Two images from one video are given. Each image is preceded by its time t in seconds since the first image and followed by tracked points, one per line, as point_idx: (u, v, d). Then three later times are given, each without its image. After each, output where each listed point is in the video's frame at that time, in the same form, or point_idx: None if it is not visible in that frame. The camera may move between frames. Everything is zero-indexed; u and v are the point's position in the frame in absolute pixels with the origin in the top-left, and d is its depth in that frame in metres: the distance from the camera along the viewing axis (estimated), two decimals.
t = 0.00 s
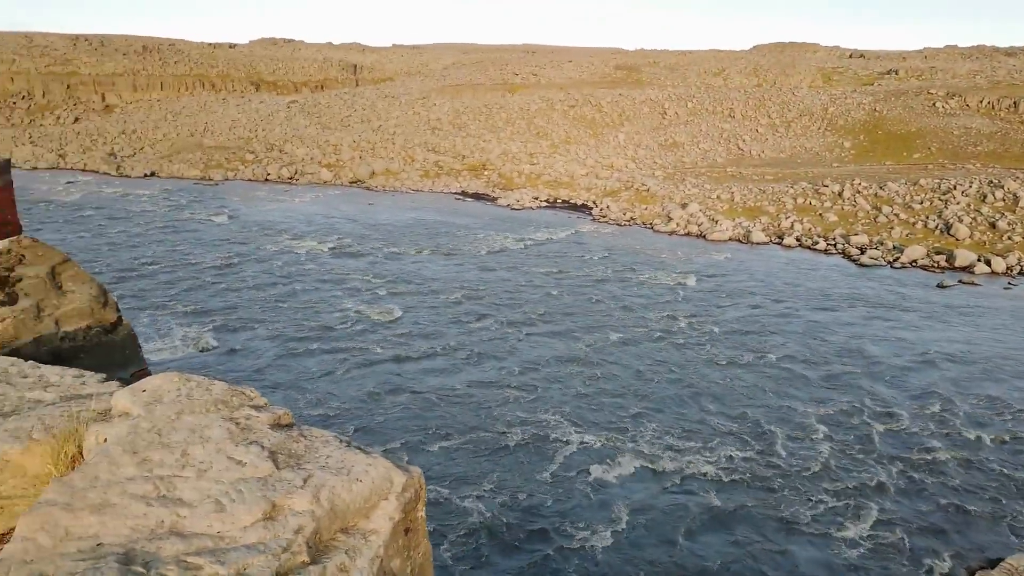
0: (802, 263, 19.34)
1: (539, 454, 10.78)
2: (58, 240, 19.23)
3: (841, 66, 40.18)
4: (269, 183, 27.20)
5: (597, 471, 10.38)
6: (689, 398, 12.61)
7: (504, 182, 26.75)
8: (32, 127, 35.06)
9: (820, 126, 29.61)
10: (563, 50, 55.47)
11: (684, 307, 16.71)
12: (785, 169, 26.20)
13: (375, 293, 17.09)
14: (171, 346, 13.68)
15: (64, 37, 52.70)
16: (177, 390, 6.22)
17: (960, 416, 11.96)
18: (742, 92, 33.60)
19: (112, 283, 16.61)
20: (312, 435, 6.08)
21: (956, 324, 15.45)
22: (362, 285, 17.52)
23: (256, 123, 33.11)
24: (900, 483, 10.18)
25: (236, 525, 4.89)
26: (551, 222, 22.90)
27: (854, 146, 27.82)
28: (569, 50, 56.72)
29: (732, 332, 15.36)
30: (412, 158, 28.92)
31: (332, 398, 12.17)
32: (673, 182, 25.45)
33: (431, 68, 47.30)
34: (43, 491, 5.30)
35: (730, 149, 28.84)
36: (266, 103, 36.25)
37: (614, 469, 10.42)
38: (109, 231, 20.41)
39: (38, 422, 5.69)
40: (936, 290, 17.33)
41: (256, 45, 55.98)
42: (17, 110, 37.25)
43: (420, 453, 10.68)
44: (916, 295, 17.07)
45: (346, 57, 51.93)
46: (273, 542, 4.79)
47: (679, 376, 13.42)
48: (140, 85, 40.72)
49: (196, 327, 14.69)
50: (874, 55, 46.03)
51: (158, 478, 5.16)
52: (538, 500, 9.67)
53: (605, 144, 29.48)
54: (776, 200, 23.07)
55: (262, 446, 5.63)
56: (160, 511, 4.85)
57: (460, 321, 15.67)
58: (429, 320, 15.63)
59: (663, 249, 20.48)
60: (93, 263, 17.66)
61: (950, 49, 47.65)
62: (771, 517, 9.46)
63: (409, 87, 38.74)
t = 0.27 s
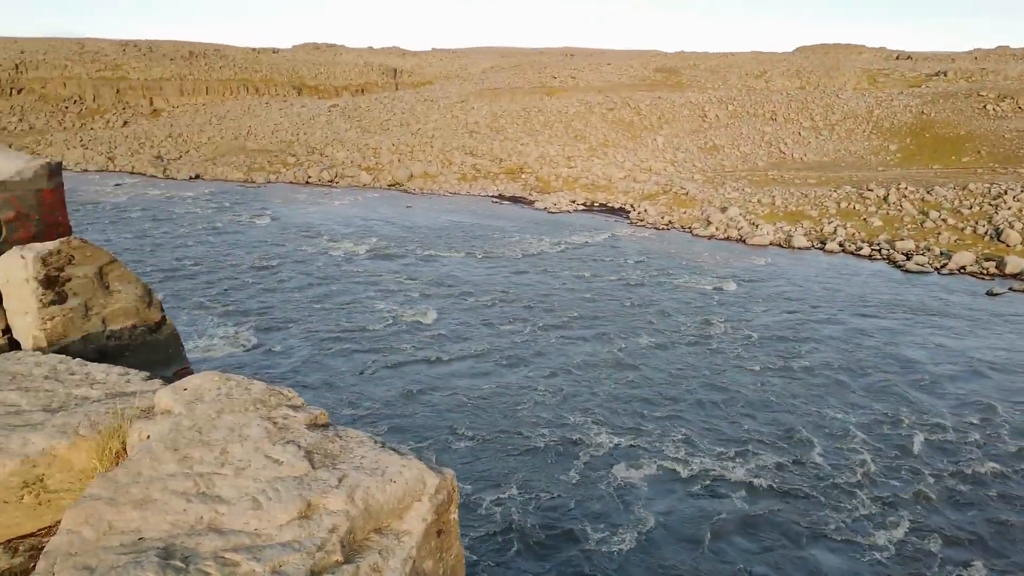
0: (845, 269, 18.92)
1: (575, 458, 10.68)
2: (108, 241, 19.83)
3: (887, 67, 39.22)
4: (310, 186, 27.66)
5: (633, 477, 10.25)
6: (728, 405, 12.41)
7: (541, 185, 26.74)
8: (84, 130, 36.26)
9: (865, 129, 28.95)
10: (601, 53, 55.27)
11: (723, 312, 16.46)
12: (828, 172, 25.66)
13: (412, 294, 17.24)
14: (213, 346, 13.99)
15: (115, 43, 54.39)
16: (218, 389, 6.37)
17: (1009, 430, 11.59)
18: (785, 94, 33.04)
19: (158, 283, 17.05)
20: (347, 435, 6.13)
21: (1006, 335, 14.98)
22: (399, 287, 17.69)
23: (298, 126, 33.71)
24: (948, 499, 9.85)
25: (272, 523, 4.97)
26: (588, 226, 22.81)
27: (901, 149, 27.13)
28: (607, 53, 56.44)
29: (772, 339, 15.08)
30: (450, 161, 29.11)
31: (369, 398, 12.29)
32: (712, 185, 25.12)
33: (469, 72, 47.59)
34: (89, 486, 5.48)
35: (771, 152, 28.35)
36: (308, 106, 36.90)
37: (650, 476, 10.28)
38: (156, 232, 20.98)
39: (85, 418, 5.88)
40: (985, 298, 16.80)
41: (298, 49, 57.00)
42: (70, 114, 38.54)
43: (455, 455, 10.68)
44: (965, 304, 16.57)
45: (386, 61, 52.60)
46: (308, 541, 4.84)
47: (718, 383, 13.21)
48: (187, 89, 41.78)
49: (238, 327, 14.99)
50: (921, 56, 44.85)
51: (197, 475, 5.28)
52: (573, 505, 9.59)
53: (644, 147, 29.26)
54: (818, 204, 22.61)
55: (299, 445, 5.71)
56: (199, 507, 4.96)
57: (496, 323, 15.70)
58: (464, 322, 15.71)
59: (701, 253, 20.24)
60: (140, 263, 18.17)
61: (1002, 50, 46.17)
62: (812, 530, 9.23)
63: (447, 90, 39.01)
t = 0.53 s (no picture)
0: (881, 278, 18.54)
1: (605, 466, 10.58)
2: (146, 244, 20.29)
3: (926, 73, 38.41)
4: (343, 191, 27.98)
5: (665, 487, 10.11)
6: (761, 415, 12.20)
7: (572, 191, 26.68)
8: (125, 135, 37.18)
9: (903, 136, 28.39)
10: (633, 59, 55.01)
11: (756, 320, 16.23)
12: (865, 179, 25.19)
13: (442, 299, 17.31)
14: (246, 348, 14.20)
15: (156, 50, 55.70)
16: (250, 391, 6.47)
17: None
18: (821, 100, 32.54)
19: (194, 286, 17.38)
20: (376, 439, 6.16)
21: None
22: (429, 291, 17.80)
23: (331, 132, 34.16)
24: (992, 517, 9.54)
25: (302, 524, 5.01)
26: (618, 232, 22.70)
27: (940, 156, 26.54)
28: (639, 58, 56.17)
29: (807, 348, 14.81)
30: (481, 166, 29.22)
31: (399, 402, 12.34)
32: (745, 192, 24.82)
33: (501, 78, 47.77)
34: (125, 484, 5.60)
35: (806, 158, 27.92)
36: (341, 113, 37.38)
37: (682, 486, 10.13)
38: (193, 236, 21.40)
39: (122, 418, 6.01)
40: None
41: (333, 56, 57.74)
42: (111, 120, 39.53)
43: (484, 461, 10.65)
44: (1006, 314, 16.14)
45: (418, 67, 53.08)
46: (336, 542, 4.88)
47: (751, 392, 13.00)
48: (224, 96, 42.60)
49: (270, 330, 15.20)
50: (962, 61, 43.85)
51: (229, 476, 5.36)
52: (602, 513, 9.49)
53: (676, 153, 29.03)
54: (854, 211, 22.21)
55: (328, 448, 5.76)
56: (231, 508, 5.04)
57: (526, 329, 15.68)
58: (493, 327, 15.73)
59: (733, 261, 19.99)
60: (177, 266, 18.54)
61: None
62: (850, 545, 9.00)
63: (479, 96, 39.17)
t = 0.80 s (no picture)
0: (916, 286, 18.18)
1: (634, 475, 10.45)
2: (179, 248, 20.63)
3: (963, 78, 37.68)
4: (371, 197, 28.22)
5: (695, 496, 9.95)
6: (792, 426, 12.00)
7: (599, 197, 26.60)
8: (160, 141, 37.94)
9: (938, 142, 27.86)
10: (662, 65, 54.77)
11: (787, 328, 15.98)
12: (899, 186, 24.75)
13: (468, 304, 17.35)
14: (275, 352, 14.35)
15: (190, 57, 56.79)
16: (279, 395, 6.53)
17: None
18: (854, 106, 32.06)
19: (225, 289, 17.62)
20: (402, 443, 6.17)
21: None
22: (456, 296, 17.85)
23: (360, 138, 34.50)
24: None
25: (328, 527, 5.03)
26: (646, 238, 22.56)
27: (977, 163, 25.99)
28: (668, 65, 55.98)
29: (840, 358, 14.53)
30: (508, 172, 29.27)
31: (425, 407, 12.37)
32: (776, 199, 24.52)
33: (529, 84, 47.87)
34: (156, 484, 5.68)
35: (838, 165, 27.52)
36: (371, 119, 37.73)
37: (713, 497, 9.96)
38: (224, 240, 21.72)
39: (154, 419, 6.10)
40: None
41: (363, 64, 58.36)
42: (147, 126, 40.36)
43: (511, 467, 10.59)
44: None
45: (447, 74, 53.42)
46: (362, 546, 4.88)
47: (783, 402, 12.79)
48: (256, 103, 43.29)
49: (299, 333, 15.34)
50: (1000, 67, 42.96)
51: (258, 477, 5.41)
52: (628, 522, 9.41)
53: (705, 159, 28.80)
54: (887, 219, 21.82)
55: (355, 452, 5.78)
56: (259, 509, 5.08)
57: (553, 335, 15.62)
58: (519, 333, 15.71)
59: (763, 268, 19.74)
60: (209, 270, 18.84)
61: None
62: (887, 560, 8.76)
63: (507, 103, 39.29)
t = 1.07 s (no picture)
0: (950, 296, 17.83)
1: (657, 485, 10.42)
2: (210, 252, 20.94)
3: (999, 83, 36.95)
4: (398, 202, 28.41)
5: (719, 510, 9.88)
6: (823, 439, 11.80)
7: (626, 203, 26.49)
8: (192, 146, 38.57)
9: (973, 149, 27.33)
10: (690, 70, 54.46)
11: (818, 338, 15.73)
12: (932, 193, 24.32)
13: (494, 310, 17.37)
14: (304, 356, 14.49)
15: (223, 63, 57.73)
16: (307, 398, 6.57)
17: None
18: (887, 112, 31.58)
19: (254, 293, 17.84)
20: (428, 448, 6.14)
21: None
22: (482, 302, 17.89)
23: (388, 144, 34.74)
24: None
25: (355, 531, 5.05)
26: (673, 245, 22.41)
27: (1013, 170, 25.46)
28: (697, 70, 55.65)
29: (872, 369, 14.28)
30: (534, 178, 29.28)
31: (451, 413, 12.40)
32: (806, 206, 24.21)
33: (557, 89, 47.86)
34: (187, 485, 5.74)
35: (870, 171, 27.12)
36: (399, 124, 37.99)
37: (742, 512, 9.82)
38: (254, 244, 22.00)
39: (184, 421, 6.16)
40: None
41: (391, 70, 58.88)
42: (180, 131, 41.07)
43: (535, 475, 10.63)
44: None
45: (474, 80, 53.64)
46: (388, 551, 4.89)
47: (813, 414, 12.58)
48: (286, 108, 43.85)
49: (327, 338, 15.48)
50: None
51: (286, 480, 5.44)
52: (653, 533, 9.36)
53: (733, 165, 28.56)
54: (920, 227, 21.44)
55: (381, 456, 5.79)
56: (287, 512, 5.11)
57: (579, 342, 15.56)
58: (545, 339, 15.69)
59: (792, 275, 19.50)
60: (239, 274, 19.10)
61: None
62: None
63: (534, 108, 39.34)
